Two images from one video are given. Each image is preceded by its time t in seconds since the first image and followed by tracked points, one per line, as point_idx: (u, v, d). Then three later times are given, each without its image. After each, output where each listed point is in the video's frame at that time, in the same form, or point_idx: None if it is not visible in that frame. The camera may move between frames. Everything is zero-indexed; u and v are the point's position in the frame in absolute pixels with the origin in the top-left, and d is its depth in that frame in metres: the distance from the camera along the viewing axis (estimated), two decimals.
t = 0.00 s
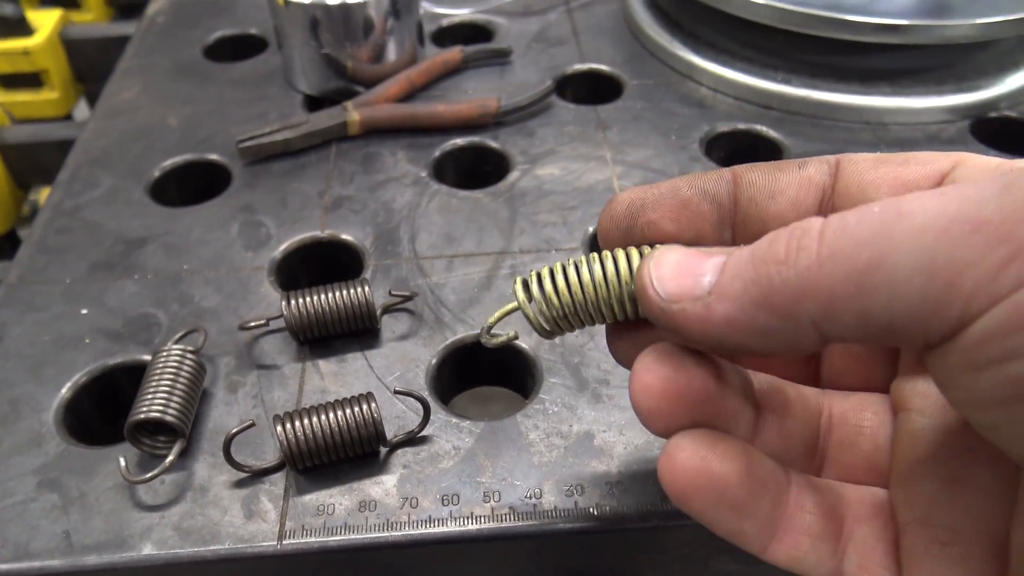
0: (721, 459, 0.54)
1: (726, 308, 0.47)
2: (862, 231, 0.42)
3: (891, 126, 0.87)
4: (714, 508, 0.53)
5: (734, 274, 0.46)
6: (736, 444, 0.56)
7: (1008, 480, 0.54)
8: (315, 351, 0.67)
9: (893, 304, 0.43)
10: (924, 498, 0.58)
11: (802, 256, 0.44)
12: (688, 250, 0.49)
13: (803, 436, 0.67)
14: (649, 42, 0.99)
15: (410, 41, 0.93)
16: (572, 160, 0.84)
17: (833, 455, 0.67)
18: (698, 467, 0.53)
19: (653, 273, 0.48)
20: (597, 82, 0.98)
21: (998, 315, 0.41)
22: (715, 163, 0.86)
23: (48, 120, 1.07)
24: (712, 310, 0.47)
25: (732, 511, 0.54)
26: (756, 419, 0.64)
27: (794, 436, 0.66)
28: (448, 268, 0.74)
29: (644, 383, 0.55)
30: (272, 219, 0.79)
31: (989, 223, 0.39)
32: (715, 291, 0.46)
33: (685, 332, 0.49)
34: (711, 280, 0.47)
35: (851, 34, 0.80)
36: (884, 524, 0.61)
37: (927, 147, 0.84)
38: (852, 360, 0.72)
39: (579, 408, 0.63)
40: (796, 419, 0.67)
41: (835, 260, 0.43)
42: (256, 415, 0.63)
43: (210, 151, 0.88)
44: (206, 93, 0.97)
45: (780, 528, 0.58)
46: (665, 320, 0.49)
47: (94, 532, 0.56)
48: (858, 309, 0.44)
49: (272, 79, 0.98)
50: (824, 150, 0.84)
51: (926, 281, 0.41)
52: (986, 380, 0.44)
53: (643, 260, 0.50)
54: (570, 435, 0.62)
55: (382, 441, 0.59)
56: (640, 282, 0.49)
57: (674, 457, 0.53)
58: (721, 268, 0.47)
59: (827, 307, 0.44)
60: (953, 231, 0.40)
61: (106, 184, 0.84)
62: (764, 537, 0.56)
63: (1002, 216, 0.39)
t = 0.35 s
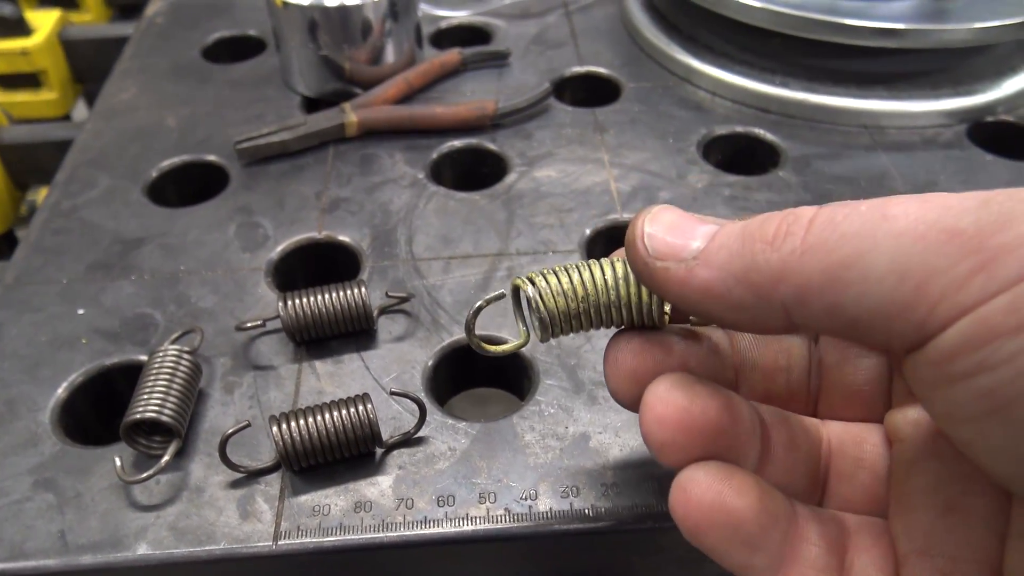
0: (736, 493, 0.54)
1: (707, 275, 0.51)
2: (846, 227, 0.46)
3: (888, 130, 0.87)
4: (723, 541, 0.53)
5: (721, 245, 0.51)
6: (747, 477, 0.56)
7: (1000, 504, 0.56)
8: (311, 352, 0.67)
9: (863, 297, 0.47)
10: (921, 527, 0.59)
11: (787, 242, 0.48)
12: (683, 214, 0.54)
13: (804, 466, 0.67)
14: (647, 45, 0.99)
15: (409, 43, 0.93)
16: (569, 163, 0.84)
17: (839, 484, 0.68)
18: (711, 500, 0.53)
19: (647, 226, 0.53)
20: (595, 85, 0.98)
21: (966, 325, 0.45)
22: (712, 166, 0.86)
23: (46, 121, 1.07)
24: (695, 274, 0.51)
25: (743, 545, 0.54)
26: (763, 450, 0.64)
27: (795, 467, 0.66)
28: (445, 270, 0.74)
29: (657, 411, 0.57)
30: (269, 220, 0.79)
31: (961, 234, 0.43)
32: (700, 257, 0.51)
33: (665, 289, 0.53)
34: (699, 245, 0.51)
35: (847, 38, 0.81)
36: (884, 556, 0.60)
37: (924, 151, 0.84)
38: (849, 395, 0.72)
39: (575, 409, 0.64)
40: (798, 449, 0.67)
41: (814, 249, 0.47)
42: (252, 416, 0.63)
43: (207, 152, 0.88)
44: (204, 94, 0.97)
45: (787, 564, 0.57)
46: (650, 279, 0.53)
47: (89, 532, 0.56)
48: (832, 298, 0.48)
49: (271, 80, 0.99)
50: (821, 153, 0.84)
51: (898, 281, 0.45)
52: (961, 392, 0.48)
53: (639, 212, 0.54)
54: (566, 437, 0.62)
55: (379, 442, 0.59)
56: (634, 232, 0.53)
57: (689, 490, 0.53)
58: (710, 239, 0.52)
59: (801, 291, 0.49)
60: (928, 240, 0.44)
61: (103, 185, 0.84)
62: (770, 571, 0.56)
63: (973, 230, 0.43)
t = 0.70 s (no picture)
0: (743, 497, 0.53)
1: (703, 241, 0.52)
2: (841, 205, 0.48)
3: (886, 126, 0.87)
4: (733, 547, 0.52)
5: (720, 214, 0.52)
6: (756, 479, 0.55)
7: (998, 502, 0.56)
8: (313, 347, 0.68)
9: (852, 276, 0.49)
10: (924, 528, 0.59)
11: (783, 217, 0.50)
12: (686, 179, 0.54)
13: (810, 473, 0.66)
14: (647, 43, 1.00)
15: (409, 41, 0.94)
16: (569, 160, 0.85)
17: (841, 489, 0.67)
18: (721, 505, 0.51)
19: (647, 187, 0.53)
20: (594, 82, 0.98)
21: (953, 313, 0.46)
22: (712, 162, 0.86)
23: (46, 119, 1.07)
24: (690, 240, 0.52)
25: (751, 552, 0.53)
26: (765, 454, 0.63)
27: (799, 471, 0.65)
28: (445, 266, 0.74)
29: (655, 419, 0.56)
30: (270, 217, 0.80)
31: (951, 220, 0.45)
32: (697, 222, 0.51)
33: (656, 253, 0.53)
34: (697, 211, 0.52)
35: (846, 35, 0.81)
36: (890, 559, 0.60)
37: (921, 147, 0.85)
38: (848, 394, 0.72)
39: (576, 403, 0.64)
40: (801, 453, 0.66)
41: (809, 226, 0.49)
42: (254, 410, 0.64)
43: (208, 149, 0.88)
44: (204, 92, 0.97)
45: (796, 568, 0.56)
46: (646, 243, 0.53)
47: (93, 525, 0.56)
48: (823, 275, 0.50)
49: (271, 78, 0.99)
50: (819, 150, 0.85)
51: (887, 264, 0.47)
52: (948, 384, 0.49)
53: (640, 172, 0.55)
54: (566, 430, 0.62)
55: (380, 435, 0.60)
56: (633, 191, 0.54)
57: (694, 493, 0.52)
58: (708, 206, 0.53)
59: (791, 267, 0.51)
60: (919, 224, 0.45)
61: (104, 182, 0.84)
62: None
63: (963, 217, 0.44)
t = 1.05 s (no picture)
0: (769, 526, 0.49)
1: (695, 239, 0.53)
2: (828, 212, 0.48)
3: (881, 127, 0.88)
4: None
5: (715, 214, 0.53)
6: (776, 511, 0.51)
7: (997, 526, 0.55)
8: (311, 347, 0.68)
9: (831, 283, 0.48)
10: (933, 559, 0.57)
11: (772, 221, 0.50)
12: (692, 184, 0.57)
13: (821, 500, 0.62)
14: (643, 44, 1.00)
15: (406, 43, 0.94)
16: (566, 160, 0.85)
17: (846, 517, 0.63)
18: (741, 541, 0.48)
19: (650, 184, 0.56)
20: (591, 84, 0.99)
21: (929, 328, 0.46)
22: (708, 163, 0.87)
23: (45, 121, 1.07)
24: (682, 237, 0.53)
25: None
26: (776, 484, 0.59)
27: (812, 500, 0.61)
28: (443, 266, 0.74)
29: (669, 445, 0.51)
30: (268, 217, 0.80)
31: (930, 235, 0.45)
32: (692, 220, 0.53)
33: (651, 245, 0.55)
34: (692, 211, 0.54)
35: (840, 36, 0.82)
36: None
37: (916, 147, 0.85)
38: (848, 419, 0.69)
39: (572, 402, 0.64)
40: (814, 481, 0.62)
41: (795, 234, 0.49)
42: (252, 409, 0.64)
43: (207, 151, 0.89)
44: (203, 93, 0.97)
45: None
46: (642, 229, 0.56)
47: (92, 524, 0.56)
48: (803, 281, 0.50)
49: (269, 79, 0.99)
50: (814, 150, 0.85)
51: (866, 273, 0.46)
52: (926, 400, 0.48)
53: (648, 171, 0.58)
54: (563, 429, 0.62)
55: (377, 434, 0.60)
56: (637, 186, 0.57)
57: (719, 530, 0.48)
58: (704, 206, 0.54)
59: (776, 270, 0.51)
60: (899, 236, 0.45)
61: (103, 183, 0.85)
62: None
63: (943, 232, 0.44)
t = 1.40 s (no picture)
0: (691, 492, 0.50)
1: (698, 263, 0.53)
2: (847, 190, 0.47)
3: (878, 123, 0.88)
4: (686, 548, 0.50)
5: (709, 232, 0.53)
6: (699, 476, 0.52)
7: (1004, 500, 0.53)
8: (309, 340, 0.68)
9: (863, 257, 0.47)
10: (904, 536, 0.57)
11: (783, 207, 0.49)
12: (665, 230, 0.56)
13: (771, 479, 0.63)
14: (642, 41, 1.00)
15: (405, 39, 0.94)
16: (564, 156, 0.85)
17: (806, 498, 0.64)
18: (660, 506, 0.49)
19: (630, 244, 0.54)
20: (590, 80, 0.99)
21: (970, 295, 0.43)
22: (706, 158, 0.87)
23: (45, 117, 1.08)
24: (684, 265, 0.53)
25: (704, 552, 0.50)
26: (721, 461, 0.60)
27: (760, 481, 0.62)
28: (441, 260, 0.75)
29: (596, 422, 0.53)
30: (267, 212, 0.80)
31: (967, 201, 0.43)
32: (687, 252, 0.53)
33: (655, 295, 0.54)
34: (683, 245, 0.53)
35: (837, 32, 0.82)
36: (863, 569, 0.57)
37: (913, 143, 0.86)
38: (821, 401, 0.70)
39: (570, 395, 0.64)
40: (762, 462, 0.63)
41: (810, 213, 0.48)
42: (251, 401, 0.64)
43: (206, 146, 0.89)
44: (202, 89, 0.98)
45: None
46: (638, 284, 0.54)
47: (91, 515, 0.57)
48: (831, 260, 0.48)
49: (269, 75, 1.00)
50: (812, 145, 0.86)
51: (900, 244, 0.45)
52: (960, 369, 0.45)
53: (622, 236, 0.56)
54: (560, 421, 0.63)
55: (375, 426, 0.60)
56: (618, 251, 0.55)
57: (640, 497, 0.50)
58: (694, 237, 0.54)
59: (797, 252, 0.49)
60: (935, 203, 0.43)
61: (102, 178, 0.85)
62: None
63: (985, 196, 0.42)
